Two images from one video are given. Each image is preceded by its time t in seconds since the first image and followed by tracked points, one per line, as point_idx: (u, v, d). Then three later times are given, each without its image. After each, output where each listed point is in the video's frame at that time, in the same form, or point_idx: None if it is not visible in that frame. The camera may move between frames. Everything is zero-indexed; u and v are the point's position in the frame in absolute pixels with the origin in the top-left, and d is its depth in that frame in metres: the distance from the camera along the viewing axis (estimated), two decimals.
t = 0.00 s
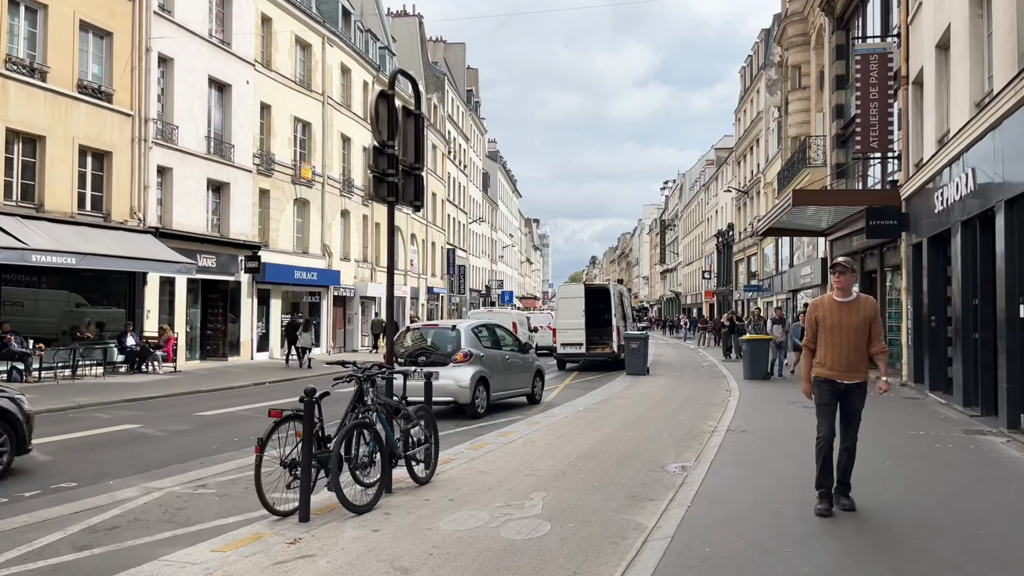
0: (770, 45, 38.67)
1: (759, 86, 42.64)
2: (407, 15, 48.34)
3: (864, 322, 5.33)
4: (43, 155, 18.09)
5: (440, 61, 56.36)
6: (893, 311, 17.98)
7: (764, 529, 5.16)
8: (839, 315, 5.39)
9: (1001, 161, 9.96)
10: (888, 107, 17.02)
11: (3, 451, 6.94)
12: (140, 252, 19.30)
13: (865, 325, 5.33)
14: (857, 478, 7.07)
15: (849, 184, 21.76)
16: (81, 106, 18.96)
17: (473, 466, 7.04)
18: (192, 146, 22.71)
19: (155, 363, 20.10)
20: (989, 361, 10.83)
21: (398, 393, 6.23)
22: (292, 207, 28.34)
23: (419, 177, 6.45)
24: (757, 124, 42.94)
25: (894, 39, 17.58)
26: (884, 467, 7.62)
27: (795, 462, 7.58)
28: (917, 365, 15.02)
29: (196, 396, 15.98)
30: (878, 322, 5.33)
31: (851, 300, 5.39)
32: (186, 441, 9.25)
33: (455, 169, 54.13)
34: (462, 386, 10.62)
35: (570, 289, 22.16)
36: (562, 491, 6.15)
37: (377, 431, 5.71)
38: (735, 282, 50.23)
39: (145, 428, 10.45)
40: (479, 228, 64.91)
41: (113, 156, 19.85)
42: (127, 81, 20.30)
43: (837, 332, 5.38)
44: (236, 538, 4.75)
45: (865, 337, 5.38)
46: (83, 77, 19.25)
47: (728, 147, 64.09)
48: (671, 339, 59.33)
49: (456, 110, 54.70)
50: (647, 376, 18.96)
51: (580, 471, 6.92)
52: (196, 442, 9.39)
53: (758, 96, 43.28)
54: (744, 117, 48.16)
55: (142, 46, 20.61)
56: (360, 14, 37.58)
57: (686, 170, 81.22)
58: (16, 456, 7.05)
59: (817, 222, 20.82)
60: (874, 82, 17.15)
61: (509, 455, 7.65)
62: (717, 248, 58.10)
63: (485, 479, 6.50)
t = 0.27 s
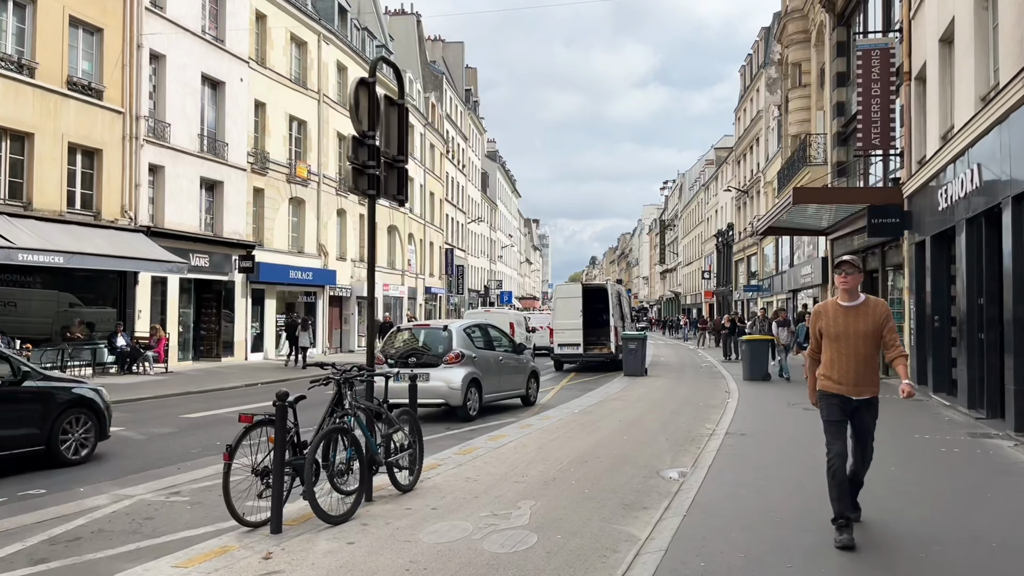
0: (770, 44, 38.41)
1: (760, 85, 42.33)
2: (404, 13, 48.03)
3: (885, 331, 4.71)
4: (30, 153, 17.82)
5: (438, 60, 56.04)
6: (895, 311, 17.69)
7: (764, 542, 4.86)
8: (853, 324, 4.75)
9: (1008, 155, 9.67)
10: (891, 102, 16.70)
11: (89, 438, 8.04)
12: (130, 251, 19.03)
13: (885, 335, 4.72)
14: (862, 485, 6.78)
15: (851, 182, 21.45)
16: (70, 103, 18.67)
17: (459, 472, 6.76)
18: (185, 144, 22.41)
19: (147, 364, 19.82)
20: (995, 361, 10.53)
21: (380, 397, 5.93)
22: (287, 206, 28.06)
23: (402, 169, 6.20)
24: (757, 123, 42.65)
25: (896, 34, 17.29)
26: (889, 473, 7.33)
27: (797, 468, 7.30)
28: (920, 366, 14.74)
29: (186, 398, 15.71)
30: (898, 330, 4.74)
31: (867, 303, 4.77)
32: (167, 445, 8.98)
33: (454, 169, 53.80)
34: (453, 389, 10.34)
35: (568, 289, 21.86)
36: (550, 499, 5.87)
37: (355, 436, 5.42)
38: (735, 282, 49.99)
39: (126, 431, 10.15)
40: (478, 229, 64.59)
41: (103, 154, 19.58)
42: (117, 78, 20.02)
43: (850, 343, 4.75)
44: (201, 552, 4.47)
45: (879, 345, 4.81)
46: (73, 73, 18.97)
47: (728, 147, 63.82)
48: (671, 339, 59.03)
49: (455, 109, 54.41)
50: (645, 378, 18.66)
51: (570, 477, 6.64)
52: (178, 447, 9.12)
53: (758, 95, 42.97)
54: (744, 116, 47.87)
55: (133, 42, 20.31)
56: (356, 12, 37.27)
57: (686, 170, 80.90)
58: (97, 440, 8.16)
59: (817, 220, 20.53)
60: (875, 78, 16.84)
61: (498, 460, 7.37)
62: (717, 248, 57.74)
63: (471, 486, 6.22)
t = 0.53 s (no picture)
0: (771, 41, 38.09)
1: (761, 83, 42.00)
2: (403, 11, 47.70)
3: (911, 330, 4.22)
4: (21, 151, 17.54)
5: (437, 59, 55.69)
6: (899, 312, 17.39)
7: (766, 560, 4.57)
8: (881, 321, 4.21)
9: (1018, 152, 9.39)
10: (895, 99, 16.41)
11: (158, 427, 8.98)
12: (122, 251, 18.74)
13: (910, 333, 4.23)
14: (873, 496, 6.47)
15: (854, 181, 21.14)
16: (61, 101, 18.40)
17: (449, 481, 6.47)
18: (179, 142, 22.12)
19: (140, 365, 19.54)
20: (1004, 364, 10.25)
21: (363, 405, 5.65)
22: (284, 205, 27.79)
23: (388, 165, 5.94)
24: (758, 121, 42.33)
25: (899, 29, 16.98)
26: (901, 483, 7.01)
27: (804, 478, 6.99)
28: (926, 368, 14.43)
29: (176, 399, 15.43)
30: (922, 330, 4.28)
31: (891, 297, 4.24)
32: (150, 451, 8.71)
33: (453, 168, 53.47)
34: (446, 392, 10.04)
35: (567, 289, 21.56)
36: (543, 512, 5.58)
37: (336, 446, 5.12)
38: (736, 281, 49.68)
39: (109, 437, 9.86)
40: (477, 228, 64.28)
41: (95, 152, 19.31)
42: (109, 75, 19.74)
43: (873, 341, 4.22)
44: (165, 573, 4.19)
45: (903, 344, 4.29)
46: (64, 71, 18.69)
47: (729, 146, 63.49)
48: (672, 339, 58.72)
49: (454, 107, 54.07)
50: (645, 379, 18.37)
51: (564, 488, 6.34)
52: (162, 454, 8.84)
53: (759, 93, 42.65)
54: (745, 115, 47.55)
55: (125, 39, 20.03)
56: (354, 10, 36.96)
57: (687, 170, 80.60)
58: (165, 430, 9.10)
59: (820, 219, 20.23)
60: (879, 74, 16.54)
61: (489, 468, 7.08)
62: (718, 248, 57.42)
63: (459, 497, 5.93)
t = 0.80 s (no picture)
0: (772, 39, 37.80)
1: (762, 81, 41.70)
2: (401, 9, 47.42)
3: (956, 340, 3.68)
4: (10, 147, 17.25)
5: (436, 57, 55.38)
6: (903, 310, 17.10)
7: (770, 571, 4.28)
8: (931, 327, 3.59)
9: None
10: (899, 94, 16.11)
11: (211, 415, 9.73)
12: (114, 248, 18.46)
13: (954, 342, 3.68)
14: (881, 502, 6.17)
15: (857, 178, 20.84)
16: (51, 96, 18.12)
17: (438, 484, 6.17)
18: (172, 139, 21.84)
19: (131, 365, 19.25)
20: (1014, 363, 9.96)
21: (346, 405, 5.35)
22: (280, 203, 27.49)
23: (372, 152, 5.66)
24: (759, 119, 42.04)
25: (904, 23, 16.68)
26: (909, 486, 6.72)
27: (809, 485, 6.68)
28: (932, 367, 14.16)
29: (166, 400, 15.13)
30: (965, 339, 3.75)
31: (938, 296, 3.65)
32: (132, 451, 8.43)
33: (452, 167, 53.15)
34: (440, 391, 9.75)
35: (565, 287, 21.25)
36: (535, 517, 5.29)
37: (315, 449, 4.83)
38: (737, 281, 49.39)
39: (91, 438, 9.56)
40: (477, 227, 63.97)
41: (86, 148, 19.04)
42: (101, 71, 19.45)
43: (917, 348, 3.62)
44: None
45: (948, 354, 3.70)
46: (55, 65, 18.40)
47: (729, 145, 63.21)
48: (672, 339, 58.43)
49: (453, 106, 53.77)
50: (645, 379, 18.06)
51: (558, 491, 6.05)
52: (148, 455, 8.61)
53: (760, 91, 42.36)
54: (746, 113, 47.27)
55: (117, 34, 19.74)
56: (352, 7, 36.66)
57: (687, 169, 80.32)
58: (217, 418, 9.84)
59: (822, 217, 19.93)
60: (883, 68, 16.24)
61: (481, 470, 6.79)
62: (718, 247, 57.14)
63: (448, 502, 5.64)
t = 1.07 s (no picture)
0: (773, 37, 37.53)
1: (762, 79, 41.44)
2: (399, 7, 47.16)
3: (1019, 329, 3.02)
4: None
5: (435, 56, 55.08)
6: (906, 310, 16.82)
7: None
8: (979, 317, 2.97)
9: None
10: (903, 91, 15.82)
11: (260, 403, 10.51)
12: (104, 247, 18.16)
13: (1015, 331, 3.02)
14: (891, 514, 5.85)
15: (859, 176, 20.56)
16: (41, 93, 17.83)
17: (424, 494, 5.88)
18: (165, 137, 21.55)
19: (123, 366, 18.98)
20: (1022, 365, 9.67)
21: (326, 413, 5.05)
22: (275, 202, 27.20)
23: (354, 145, 5.38)
24: (760, 118, 41.79)
25: (907, 18, 16.40)
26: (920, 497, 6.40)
27: (815, 495, 6.36)
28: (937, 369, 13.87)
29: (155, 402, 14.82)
30: None
31: (987, 279, 3.02)
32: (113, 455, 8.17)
33: (451, 166, 52.88)
34: (432, 394, 9.47)
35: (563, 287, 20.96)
36: (524, 530, 5.00)
37: (290, 459, 4.53)
38: (737, 280, 49.14)
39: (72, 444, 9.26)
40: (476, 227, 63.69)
41: (76, 146, 18.77)
42: (92, 68, 19.16)
43: (966, 344, 3.00)
44: None
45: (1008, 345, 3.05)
46: (44, 62, 18.12)
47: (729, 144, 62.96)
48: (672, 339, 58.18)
49: (452, 104, 53.50)
50: (644, 380, 17.77)
51: (551, 501, 5.77)
52: (128, 461, 8.33)
53: (761, 89, 42.10)
54: (746, 112, 47.01)
55: (109, 30, 19.45)
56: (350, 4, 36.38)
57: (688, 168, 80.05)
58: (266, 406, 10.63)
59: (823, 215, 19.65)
60: (886, 64, 15.95)
61: (471, 478, 6.50)
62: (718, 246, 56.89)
63: (433, 513, 5.34)
